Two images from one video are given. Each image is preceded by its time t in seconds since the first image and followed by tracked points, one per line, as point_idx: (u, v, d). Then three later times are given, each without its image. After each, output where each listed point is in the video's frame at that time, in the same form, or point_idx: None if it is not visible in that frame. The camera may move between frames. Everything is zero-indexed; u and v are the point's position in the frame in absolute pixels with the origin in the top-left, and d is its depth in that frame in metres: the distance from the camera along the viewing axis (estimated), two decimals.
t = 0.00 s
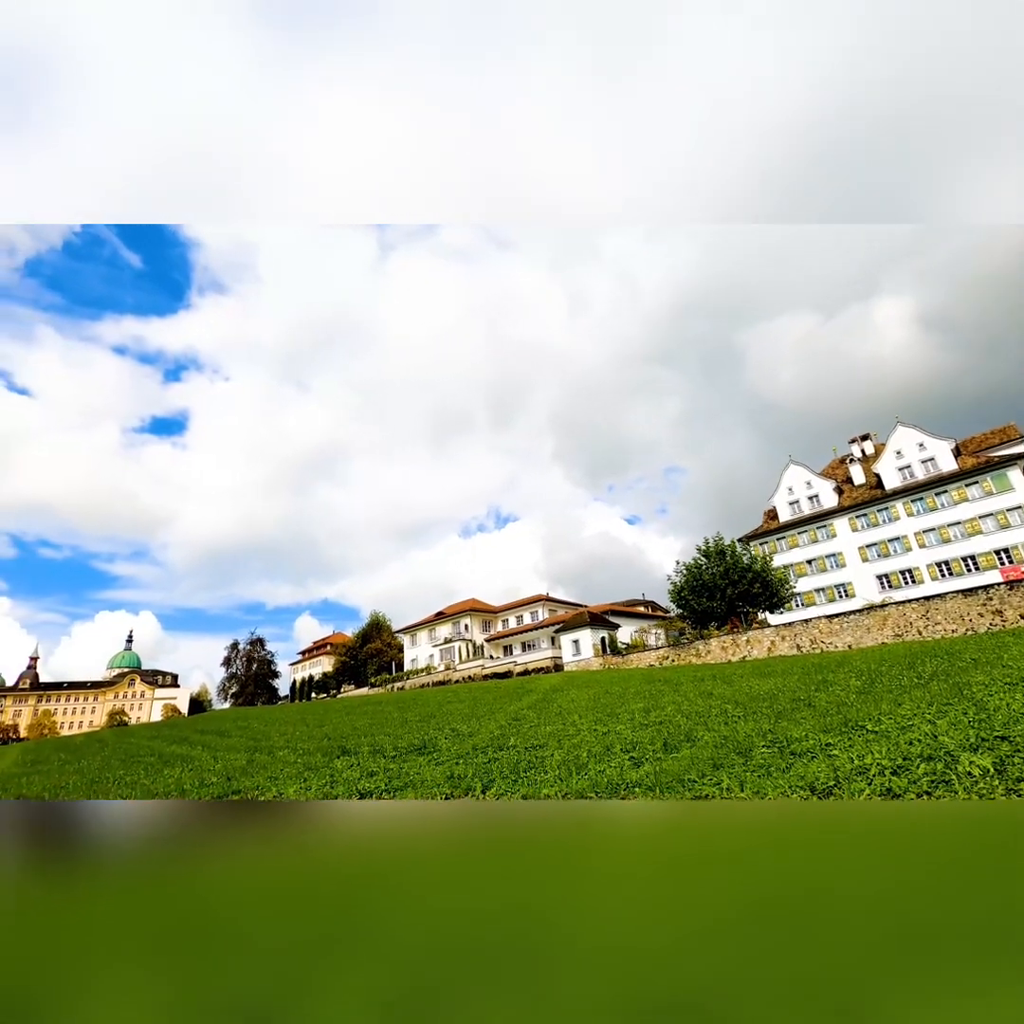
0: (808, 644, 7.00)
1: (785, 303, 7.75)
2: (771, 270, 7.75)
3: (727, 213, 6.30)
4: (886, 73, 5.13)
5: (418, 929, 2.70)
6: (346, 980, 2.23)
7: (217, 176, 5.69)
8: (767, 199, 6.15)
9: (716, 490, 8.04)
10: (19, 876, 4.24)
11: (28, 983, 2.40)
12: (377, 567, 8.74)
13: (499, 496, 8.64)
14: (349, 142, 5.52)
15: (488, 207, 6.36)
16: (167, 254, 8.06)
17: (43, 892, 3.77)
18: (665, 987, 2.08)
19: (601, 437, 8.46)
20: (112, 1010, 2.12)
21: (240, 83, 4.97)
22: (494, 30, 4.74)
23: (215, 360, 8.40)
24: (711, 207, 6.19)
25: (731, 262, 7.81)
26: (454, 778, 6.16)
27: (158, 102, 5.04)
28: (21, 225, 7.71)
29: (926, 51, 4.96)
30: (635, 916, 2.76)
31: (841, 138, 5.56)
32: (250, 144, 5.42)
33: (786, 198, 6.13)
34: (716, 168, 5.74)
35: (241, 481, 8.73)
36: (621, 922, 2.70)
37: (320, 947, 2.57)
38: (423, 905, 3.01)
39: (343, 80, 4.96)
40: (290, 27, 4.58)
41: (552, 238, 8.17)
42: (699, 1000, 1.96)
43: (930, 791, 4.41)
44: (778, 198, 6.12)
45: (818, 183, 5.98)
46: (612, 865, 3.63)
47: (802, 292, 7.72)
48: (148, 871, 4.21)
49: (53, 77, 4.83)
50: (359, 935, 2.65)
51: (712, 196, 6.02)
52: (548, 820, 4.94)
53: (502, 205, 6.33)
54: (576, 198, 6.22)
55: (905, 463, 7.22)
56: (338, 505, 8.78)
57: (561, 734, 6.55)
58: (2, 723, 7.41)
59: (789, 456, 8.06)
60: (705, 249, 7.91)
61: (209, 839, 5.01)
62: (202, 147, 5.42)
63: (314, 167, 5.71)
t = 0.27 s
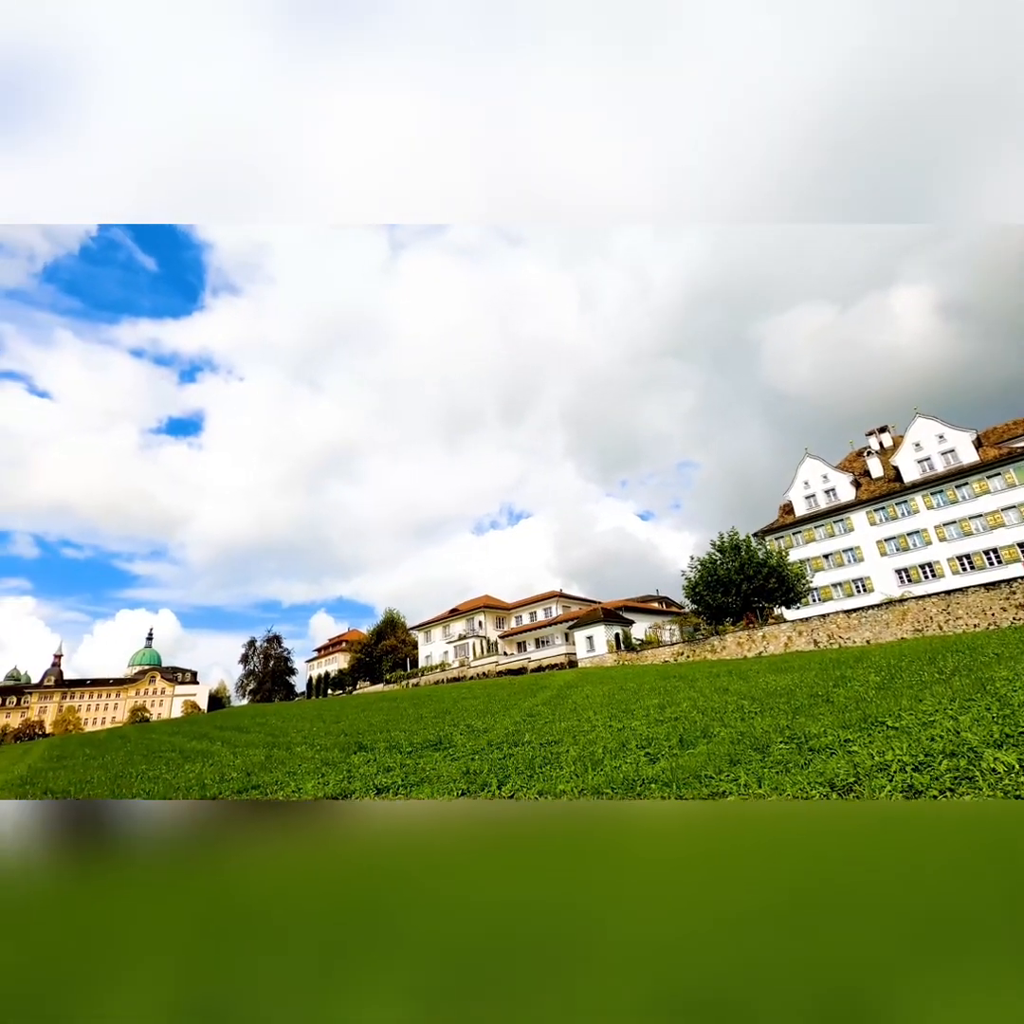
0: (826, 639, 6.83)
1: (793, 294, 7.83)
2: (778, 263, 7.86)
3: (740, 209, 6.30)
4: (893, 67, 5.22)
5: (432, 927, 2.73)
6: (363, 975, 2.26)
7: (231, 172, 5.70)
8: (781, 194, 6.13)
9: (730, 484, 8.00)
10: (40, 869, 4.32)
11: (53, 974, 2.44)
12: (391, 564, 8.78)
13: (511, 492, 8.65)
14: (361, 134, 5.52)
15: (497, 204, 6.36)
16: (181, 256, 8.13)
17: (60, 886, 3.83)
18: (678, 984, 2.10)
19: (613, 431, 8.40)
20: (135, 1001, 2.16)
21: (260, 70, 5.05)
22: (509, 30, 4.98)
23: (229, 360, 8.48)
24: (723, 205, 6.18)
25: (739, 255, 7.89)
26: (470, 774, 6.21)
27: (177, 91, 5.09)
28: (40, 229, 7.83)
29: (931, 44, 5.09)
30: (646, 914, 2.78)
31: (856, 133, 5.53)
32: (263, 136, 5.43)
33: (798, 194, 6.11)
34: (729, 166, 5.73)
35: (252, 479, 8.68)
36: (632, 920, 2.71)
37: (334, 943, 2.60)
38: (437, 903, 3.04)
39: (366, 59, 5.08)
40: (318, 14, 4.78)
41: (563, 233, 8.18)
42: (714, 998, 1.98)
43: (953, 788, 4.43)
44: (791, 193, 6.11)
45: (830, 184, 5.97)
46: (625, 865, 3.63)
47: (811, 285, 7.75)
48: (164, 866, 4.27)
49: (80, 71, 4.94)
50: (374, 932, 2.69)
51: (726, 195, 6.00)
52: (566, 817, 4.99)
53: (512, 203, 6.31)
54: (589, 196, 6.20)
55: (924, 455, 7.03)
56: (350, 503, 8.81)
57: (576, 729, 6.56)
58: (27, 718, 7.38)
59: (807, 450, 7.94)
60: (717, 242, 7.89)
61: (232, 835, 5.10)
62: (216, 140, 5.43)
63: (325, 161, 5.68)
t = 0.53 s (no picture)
0: (844, 633, 6.71)
1: (807, 286, 7.71)
2: (793, 253, 7.68)
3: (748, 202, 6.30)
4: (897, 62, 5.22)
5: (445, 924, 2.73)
6: (377, 973, 2.27)
7: (245, 168, 5.77)
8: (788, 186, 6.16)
9: (744, 478, 7.91)
10: (61, 868, 4.38)
11: (70, 973, 2.47)
12: (404, 562, 8.85)
13: (523, 489, 8.64)
14: (373, 130, 5.55)
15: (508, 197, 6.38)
16: (194, 259, 8.21)
17: (79, 886, 3.88)
18: (690, 983, 2.09)
19: (625, 427, 8.37)
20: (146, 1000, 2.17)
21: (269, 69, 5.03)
22: (519, 27, 4.93)
23: (242, 361, 8.54)
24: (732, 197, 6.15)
25: (751, 250, 7.82)
26: (486, 770, 6.23)
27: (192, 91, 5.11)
28: (56, 233, 7.86)
29: (933, 41, 5.07)
30: (658, 914, 2.77)
31: (866, 122, 5.50)
32: (277, 133, 5.48)
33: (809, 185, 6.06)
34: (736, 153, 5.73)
35: (268, 479, 8.79)
36: (646, 921, 2.70)
37: (346, 943, 2.61)
38: (450, 902, 3.05)
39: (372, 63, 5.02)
40: (329, 16, 4.76)
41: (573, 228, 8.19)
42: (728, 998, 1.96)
43: (977, 785, 4.33)
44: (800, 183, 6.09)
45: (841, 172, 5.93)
46: (640, 863, 3.62)
47: (826, 275, 7.62)
48: (182, 864, 4.33)
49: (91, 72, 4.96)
50: (387, 931, 2.70)
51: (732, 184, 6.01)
52: (583, 815, 5.00)
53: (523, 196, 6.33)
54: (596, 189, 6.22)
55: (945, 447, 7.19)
56: (363, 502, 8.86)
57: (591, 726, 6.54)
58: (53, 716, 7.52)
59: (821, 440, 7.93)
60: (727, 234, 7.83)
61: (248, 832, 5.18)
62: (231, 138, 5.50)
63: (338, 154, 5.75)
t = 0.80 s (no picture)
0: (862, 630, 6.59)
1: (820, 274, 7.62)
2: (800, 246, 7.72)
3: (755, 198, 6.35)
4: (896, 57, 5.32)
5: (460, 923, 2.75)
6: (392, 973, 2.27)
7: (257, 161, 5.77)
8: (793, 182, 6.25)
9: (759, 471, 7.84)
10: (84, 867, 4.45)
11: (97, 970, 2.52)
12: (418, 558, 8.89)
13: (535, 485, 8.64)
14: (383, 126, 5.56)
15: (517, 193, 6.38)
16: (208, 261, 8.32)
17: (101, 886, 3.93)
18: (706, 984, 2.07)
19: (637, 420, 8.31)
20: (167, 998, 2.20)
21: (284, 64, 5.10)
22: (530, 20, 5.05)
23: (256, 362, 8.60)
24: (741, 191, 6.16)
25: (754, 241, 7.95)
26: (502, 767, 6.25)
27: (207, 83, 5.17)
28: (73, 242, 8.07)
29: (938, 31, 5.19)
30: (673, 914, 2.75)
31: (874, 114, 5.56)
32: (290, 126, 5.51)
33: (822, 173, 6.02)
34: (742, 147, 5.77)
35: (282, 478, 8.80)
36: (660, 922, 2.68)
37: (362, 942, 2.62)
38: (457, 899, 3.09)
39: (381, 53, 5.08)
40: (338, 11, 4.83)
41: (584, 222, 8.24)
42: (746, 1000, 1.95)
43: (1002, 781, 4.29)
44: (808, 179, 6.12)
45: (852, 161, 5.90)
46: (655, 863, 3.59)
47: (838, 265, 7.57)
48: (200, 863, 4.37)
49: (107, 77, 5.04)
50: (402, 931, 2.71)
51: (739, 177, 6.03)
52: (598, 814, 4.99)
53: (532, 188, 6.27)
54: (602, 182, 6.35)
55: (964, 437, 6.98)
56: (377, 500, 8.89)
57: (606, 722, 6.54)
58: (77, 713, 7.67)
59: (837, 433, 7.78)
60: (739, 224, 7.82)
61: (264, 831, 5.24)
62: (243, 136, 5.54)
63: (350, 143, 5.75)
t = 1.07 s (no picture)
0: (879, 624, 6.42)
1: (830, 263, 7.60)
2: (811, 236, 7.67)
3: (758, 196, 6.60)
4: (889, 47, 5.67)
5: (477, 923, 2.77)
6: (413, 969, 2.30)
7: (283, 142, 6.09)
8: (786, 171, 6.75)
9: (773, 464, 7.78)
10: (109, 866, 4.54)
11: (126, 964, 2.59)
12: (430, 557, 8.88)
13: (547, 481, 8.69)
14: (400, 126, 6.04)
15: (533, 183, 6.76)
16: (219, 263, 8.39)
17: (127, 883, 4.02)
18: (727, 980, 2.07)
19: (648, 415, 8.30)
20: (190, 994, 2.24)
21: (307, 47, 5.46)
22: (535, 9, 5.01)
23: (267, 362, 8.66)
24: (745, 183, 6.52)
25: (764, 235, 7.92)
26: (517, 764, 6.26)
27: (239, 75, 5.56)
28: (89, 246, 8.16)
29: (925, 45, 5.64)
30: (690, 911, 2.76)
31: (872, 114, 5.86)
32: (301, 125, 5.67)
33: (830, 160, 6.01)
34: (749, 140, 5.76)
35: (294, 476, 8.87)
36: (677, 918, 2.69)
37: (380, 939, 2.65)
38: (459, 897, 3.15)
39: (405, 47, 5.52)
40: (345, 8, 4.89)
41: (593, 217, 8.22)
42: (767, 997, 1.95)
43: None
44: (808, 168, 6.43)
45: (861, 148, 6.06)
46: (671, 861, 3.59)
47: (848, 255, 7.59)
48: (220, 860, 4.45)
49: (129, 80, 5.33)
50: (420, 927, 2.75)
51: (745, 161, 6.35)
52: (615, 813, 5.00)
53: (535, 182, 6.84)
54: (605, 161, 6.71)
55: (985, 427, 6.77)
56: (389, 498, 8.93)
57: (620, 718, 6.52)
58: (99, 710, 7.87)
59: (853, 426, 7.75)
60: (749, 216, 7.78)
61: (279, 832, 5.30)
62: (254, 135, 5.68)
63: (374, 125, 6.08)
